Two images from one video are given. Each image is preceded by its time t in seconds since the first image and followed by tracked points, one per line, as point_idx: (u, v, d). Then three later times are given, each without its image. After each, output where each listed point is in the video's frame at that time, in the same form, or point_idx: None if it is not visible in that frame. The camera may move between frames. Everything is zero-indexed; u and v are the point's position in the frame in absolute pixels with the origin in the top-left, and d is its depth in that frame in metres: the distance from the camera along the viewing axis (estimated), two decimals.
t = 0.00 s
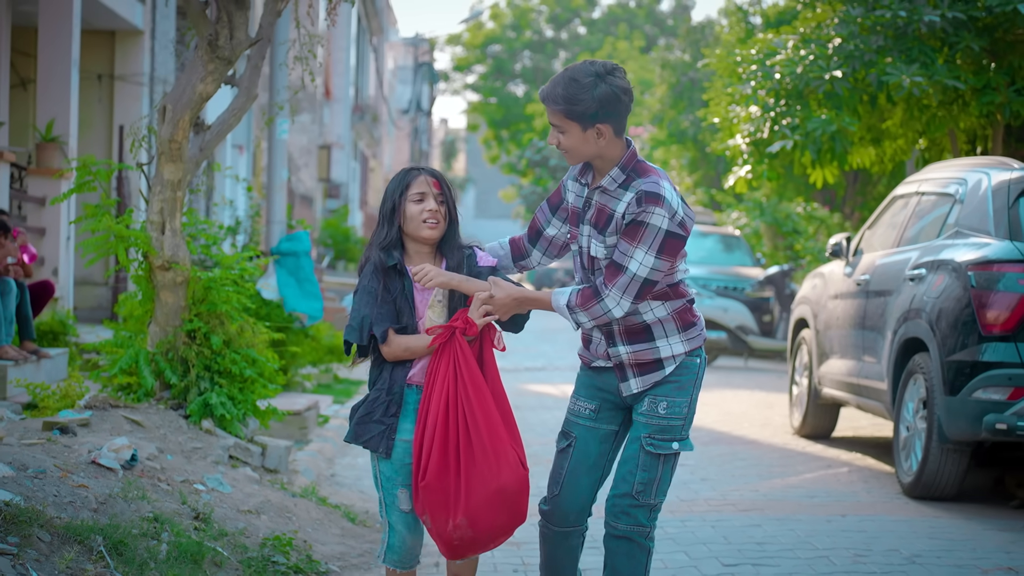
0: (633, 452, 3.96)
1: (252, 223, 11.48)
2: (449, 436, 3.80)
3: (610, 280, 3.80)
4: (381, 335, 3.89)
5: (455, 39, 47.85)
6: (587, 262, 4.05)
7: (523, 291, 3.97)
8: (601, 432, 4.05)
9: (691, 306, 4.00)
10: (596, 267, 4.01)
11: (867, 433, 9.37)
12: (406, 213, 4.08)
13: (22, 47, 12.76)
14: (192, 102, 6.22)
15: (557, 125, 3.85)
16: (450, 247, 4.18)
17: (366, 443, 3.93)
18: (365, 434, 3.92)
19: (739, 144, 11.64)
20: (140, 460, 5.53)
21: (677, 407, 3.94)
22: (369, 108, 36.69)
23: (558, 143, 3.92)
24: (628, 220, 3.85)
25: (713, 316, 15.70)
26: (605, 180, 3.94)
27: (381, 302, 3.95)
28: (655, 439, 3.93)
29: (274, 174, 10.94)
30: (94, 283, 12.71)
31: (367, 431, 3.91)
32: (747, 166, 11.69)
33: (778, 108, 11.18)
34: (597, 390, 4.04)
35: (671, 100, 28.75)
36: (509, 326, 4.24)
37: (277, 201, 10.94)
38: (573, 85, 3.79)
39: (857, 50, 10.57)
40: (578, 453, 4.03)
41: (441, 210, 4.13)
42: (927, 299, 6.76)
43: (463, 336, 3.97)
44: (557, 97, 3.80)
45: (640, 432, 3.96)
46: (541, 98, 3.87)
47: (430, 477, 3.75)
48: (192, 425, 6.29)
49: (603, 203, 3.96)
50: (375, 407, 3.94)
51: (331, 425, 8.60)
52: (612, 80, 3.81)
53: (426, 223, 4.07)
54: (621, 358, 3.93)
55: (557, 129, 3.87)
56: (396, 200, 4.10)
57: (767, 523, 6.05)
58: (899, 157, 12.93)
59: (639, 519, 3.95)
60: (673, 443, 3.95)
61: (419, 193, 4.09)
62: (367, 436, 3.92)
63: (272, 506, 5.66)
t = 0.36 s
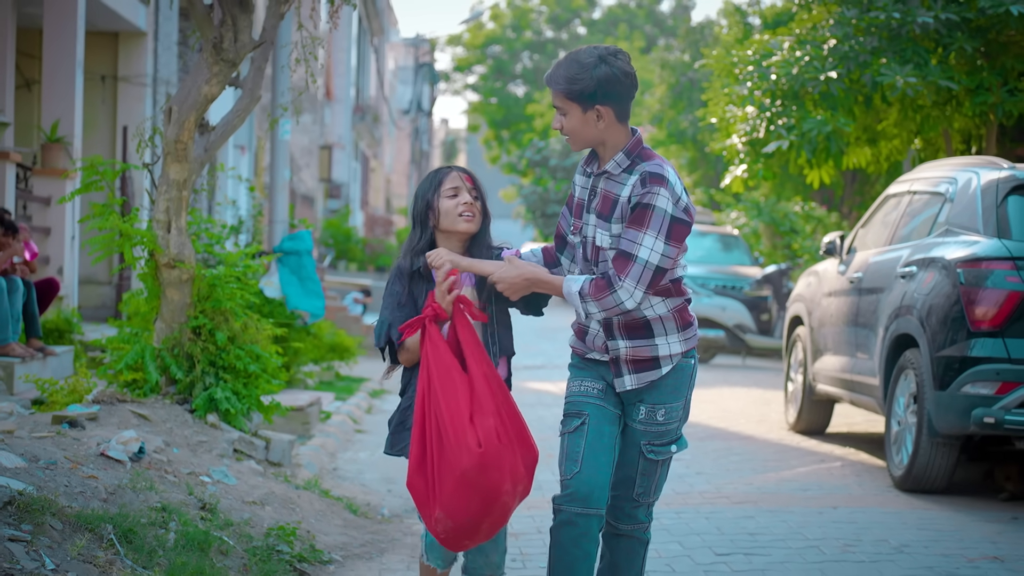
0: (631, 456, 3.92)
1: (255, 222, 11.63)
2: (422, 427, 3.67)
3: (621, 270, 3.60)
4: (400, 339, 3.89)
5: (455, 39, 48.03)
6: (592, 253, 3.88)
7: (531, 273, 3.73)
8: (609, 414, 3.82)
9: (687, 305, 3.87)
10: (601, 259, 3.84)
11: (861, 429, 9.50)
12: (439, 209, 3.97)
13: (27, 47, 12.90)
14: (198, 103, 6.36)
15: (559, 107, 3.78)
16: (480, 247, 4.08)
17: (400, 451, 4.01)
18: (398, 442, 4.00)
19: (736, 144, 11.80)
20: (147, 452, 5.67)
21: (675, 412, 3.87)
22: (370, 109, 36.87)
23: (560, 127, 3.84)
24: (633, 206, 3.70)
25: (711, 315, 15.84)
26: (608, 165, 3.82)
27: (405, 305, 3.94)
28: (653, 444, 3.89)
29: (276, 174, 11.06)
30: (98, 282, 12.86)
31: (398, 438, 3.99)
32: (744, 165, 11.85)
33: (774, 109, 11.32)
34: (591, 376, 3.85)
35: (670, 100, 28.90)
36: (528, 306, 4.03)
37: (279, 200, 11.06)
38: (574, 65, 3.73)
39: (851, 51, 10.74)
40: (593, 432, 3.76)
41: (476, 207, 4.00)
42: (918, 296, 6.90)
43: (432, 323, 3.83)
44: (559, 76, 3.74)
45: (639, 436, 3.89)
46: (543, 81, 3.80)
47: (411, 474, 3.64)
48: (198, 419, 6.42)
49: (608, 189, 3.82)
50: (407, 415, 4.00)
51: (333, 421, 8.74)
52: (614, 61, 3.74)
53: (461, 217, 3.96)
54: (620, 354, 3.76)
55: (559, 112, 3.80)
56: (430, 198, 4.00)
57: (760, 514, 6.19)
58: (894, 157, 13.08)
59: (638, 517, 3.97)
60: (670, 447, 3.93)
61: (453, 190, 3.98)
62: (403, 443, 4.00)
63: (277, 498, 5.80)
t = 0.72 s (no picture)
0: (636, 464, 3.82)
1: (258, 223, 11.77)
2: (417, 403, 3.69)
3: (632, 262, 3.56)
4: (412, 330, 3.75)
5: (456, 41, 48.20)
6: (596, 250, 3.82)
7: (549, 261, 3.69)
8: (614, 425, 3.74)
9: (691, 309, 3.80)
10: (606, 255, 3.78)
11: (855, 427, 9.64)
12: (451, 198, 3.90)
13: (31, 51, 13.03)
14: (204, 107, 6.49)
15: (569, 97, 3.74)
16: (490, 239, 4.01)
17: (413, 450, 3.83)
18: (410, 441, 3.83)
19: (733, 146, 11.97)
20: (154, 449, 5.80)
21: (678, 416, 3.80)
22: (371, 110, 37.03)
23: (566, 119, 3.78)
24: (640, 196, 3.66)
25: (709, 315, 15.99)
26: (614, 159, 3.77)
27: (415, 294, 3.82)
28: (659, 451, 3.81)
29: (279, 176, 11.19)
30: (102, 283, 13.00)
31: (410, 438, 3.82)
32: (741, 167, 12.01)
33: (770, 111, 11.46)
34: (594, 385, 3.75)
35: (670, 101, 29.04)
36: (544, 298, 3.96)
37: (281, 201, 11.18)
38: (589, 56, 3.70)
39: (846, 55, 10.89)
40: (599, 450, 3.69)
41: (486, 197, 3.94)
42: (909, 296, 7.04)
43: (470, 297, 3.69)
44: (574, 63, 3.70)
45: (644, 444, 3.80)
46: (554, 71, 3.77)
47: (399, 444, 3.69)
48: (203, 417, 6.56)
49: (613, 183, 3.77)
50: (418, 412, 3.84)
51: (335, 420, 8.88)
52: (628, 53, 3.72)
53: (472, 204, 3.89)
54: (622, 358, 3.68)
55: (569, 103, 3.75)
56: (440, 190, 3.95)
57: (753, 510, 6.32)
58: (891, 159, 13.22)
59: (648, 525, 3.89)
60: (675, 452, 3.85)
61: (463, 179, 3.93)
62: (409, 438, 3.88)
63: (280, 493, 5.94)
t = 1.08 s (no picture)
0: (673, 455, 3.72)
1: (257, 226, 11.93)
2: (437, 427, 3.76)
3: (676, 285, 3.69)
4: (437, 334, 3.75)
5: (452, 43, 48.35)
6: (605, 263, 3.90)
7: (584, 279, 3.70)
8: (619, 440, 3.88)
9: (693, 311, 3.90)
10: (617, 269, 3.88)
11: (845, 427, 9.82)
12: (461, 196, 3.91)
13: (32, 55, 13.17)
14: (207, 116, 6.65)
15: (634, 94, 3.80)
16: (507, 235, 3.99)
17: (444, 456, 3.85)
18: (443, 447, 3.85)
19: (725, 151, 12.15)
20: (159, 449, 5.95)
21: (702, 401, 3.78)
22: (367, 112, 37.18)
23: (621, 116, 3.81)
24: (667, 216, 3.78)
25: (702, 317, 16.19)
26: (631, 172, 3.85)
27: (435, 300, 3.81)
28: (692, 436, 3.72)
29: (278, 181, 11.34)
30: (102, 285, 13.15)
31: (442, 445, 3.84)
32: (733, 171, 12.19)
33: (762, 116, 11.61)
34: (602, 397, 3.88)
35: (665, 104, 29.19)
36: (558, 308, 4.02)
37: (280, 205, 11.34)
38: (653, 58, 3.83)
39: (837, 61, 11.05)
40: (603, 466, 3.86)
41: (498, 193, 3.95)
42: (895, 299, 7.21)
43: (493, 317, 3.68)
44: (644, 70, 3.78)
45: (676, 432, 3.74)
46: (616, 66, 3.79)
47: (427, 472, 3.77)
48: (206, 418, 6.72)
49: (628, 199, 3.86)
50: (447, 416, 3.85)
51: (334, 421, 9.03)
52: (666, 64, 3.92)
53: (486, 198, 3.90)
54: (634, 363, 3.77)
55: (632, 100, 3.81)
56: (448, 189, 3.95)
57: (742, 508, 6.50)
58: (881, 163, 13.40)
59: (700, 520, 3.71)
60: (709, 437, 3.74)
61: (473, 176, 3.93)
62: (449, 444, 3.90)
63: (282, 491, 6.11)
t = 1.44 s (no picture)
0: (688, 479, 3.65)
1: (249, 232, 12.11)
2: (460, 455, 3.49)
3: (716, 311, 3.58)
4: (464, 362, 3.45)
5: (441, 45, 48.51)
6: (637, 291, 3.76)
7: (616, 311, 3.50)
8: (630, 470, 3.80)
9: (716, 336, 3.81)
10: (649, 298, 3.75)
11: (827, 430, 10.03)
12: (493, 224, 3.65)
13: (26, 61, 13.31)
14: (203, 127, 6.84)
15: (686, 119, 3.72)
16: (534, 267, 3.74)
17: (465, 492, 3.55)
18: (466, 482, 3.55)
19: (710, 157, 12.40)
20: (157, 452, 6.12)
21: (718, 426, 3.71)
22: (357, 115, 37.36)
23: (671, 141, 3.71)
24: (709, 243, 3.67)
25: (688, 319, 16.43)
26: (673, 199, 3.74)
27: (462, 328, 3.51)
28: (708, 461, 3.65)
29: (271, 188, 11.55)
30: (95, 289, 13.33)
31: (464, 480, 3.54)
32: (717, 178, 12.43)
33: (746, 124, 11.83)
34: (616, 427, 3.79)
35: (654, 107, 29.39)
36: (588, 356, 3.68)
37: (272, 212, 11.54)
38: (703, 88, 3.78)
39: (820, 70, 11.24)
40: (612, 496, 3.80)
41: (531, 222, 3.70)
42: (873, 305, 7.42)
43: (527, 344, 3.43)
44: (699, 96, 3.72)
45: (691, 457, 3.67)
46: (671, 90, 3.70)
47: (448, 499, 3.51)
48: (202, 421, 6.89)
49: (666, 226, 3.73)
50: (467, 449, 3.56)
51: (326, 423, 9.21)
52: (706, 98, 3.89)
53: (518, 230, 3.64)
54: (655, 394, 3.67)
55: (683, 125, 3.72)
56: (481, 214, 3.69)
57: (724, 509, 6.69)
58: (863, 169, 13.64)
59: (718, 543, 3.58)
60: (725, 462, 3.68)
61: (507, 203, 3.67)
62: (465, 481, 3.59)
63: (276, 493, 6.28)
